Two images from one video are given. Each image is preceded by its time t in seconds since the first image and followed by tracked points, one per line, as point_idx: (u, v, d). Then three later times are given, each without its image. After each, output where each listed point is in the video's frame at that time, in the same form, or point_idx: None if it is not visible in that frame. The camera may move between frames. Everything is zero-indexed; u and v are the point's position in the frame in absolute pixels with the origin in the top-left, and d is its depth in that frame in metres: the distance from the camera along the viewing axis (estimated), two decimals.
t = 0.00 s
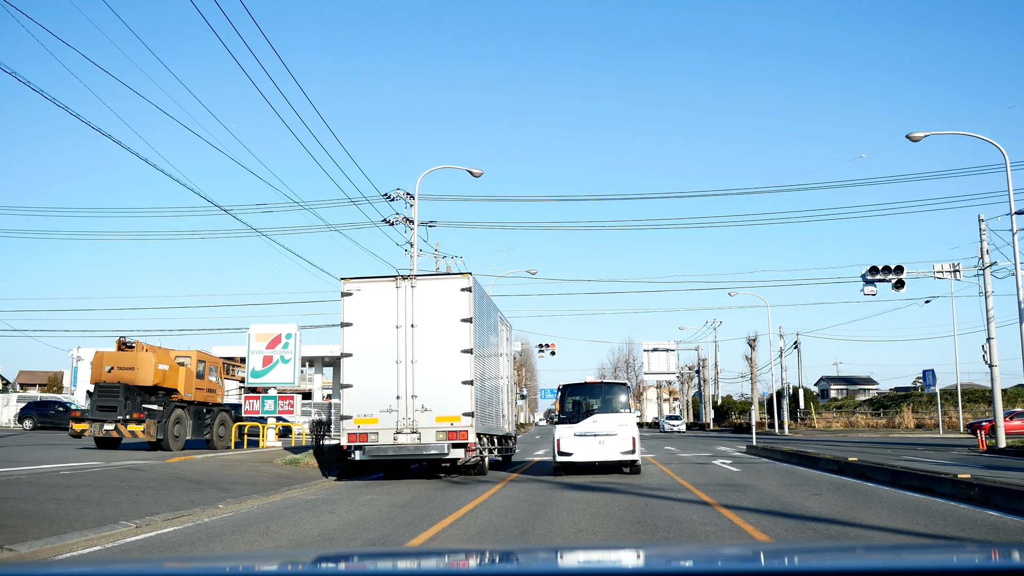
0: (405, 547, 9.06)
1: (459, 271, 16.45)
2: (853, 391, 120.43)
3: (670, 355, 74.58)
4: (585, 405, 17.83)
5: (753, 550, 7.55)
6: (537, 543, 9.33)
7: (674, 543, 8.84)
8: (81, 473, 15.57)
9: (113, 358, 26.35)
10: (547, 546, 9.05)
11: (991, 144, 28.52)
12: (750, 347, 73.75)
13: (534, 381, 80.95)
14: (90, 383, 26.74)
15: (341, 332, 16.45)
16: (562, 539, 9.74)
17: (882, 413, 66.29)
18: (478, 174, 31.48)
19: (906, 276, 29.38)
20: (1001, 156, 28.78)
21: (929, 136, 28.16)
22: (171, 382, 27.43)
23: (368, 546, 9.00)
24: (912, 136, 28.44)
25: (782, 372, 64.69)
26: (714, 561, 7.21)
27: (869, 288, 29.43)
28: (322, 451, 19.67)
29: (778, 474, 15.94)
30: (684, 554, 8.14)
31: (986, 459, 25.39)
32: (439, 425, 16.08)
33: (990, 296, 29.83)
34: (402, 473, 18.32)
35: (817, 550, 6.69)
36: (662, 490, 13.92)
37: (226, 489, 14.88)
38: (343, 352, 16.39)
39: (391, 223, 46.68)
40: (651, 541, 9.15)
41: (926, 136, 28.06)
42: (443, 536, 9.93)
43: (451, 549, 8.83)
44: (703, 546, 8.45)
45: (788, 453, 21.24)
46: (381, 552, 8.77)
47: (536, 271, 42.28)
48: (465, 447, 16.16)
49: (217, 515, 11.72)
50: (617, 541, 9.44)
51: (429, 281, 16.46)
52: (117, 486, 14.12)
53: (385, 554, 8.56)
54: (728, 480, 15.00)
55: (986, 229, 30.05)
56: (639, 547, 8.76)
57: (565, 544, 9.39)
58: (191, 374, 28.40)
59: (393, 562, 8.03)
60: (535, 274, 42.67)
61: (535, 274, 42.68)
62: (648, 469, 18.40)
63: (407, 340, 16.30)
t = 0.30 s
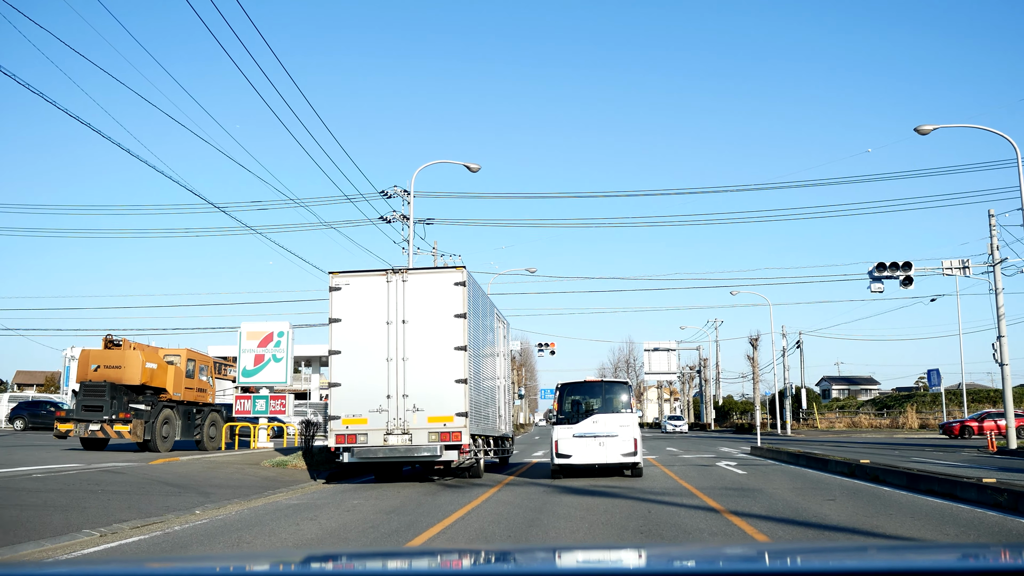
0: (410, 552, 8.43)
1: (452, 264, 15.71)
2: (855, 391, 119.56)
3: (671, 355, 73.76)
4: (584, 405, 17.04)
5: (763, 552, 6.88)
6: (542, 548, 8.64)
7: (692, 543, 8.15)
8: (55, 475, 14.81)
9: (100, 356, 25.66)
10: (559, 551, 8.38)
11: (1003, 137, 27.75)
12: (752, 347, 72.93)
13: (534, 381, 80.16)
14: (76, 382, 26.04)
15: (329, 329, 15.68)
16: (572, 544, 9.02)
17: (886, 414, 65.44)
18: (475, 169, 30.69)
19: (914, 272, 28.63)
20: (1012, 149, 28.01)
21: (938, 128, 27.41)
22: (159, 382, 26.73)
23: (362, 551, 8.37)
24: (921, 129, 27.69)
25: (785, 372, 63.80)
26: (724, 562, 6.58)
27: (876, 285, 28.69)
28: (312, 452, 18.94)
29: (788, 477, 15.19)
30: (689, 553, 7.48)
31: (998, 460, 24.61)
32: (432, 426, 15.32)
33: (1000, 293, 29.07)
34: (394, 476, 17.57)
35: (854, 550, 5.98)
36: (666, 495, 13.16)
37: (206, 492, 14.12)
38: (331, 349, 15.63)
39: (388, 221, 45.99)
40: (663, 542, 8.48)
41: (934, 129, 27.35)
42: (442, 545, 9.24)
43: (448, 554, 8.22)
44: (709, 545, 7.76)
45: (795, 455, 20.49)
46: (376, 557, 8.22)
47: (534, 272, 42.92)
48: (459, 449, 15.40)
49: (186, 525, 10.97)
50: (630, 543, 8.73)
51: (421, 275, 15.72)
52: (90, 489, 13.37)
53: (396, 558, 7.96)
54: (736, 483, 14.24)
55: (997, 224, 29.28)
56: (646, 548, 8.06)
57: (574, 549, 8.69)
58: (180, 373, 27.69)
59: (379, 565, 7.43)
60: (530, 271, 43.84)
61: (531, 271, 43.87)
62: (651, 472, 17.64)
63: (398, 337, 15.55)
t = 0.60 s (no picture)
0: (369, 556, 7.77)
1: (446, 258, 15.02)
2: (856, 391, 118.70)
3: (672, 354, 72.96)
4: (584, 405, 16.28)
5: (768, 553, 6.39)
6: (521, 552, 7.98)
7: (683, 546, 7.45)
8: (28, 479, 14.06)
9: (86, 356, 25.08)
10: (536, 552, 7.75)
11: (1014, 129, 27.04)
12: (754, 346, 72.14)
13: (534, 381, 79.41)
14: (61, 383, 25.43)
15: (317, 325, 14.97)
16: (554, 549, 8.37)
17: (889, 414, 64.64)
18: (472, 164, 29.94)
19: (922, 268, 27.95)
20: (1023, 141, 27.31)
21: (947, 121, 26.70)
22: (147, 382, 26.15)
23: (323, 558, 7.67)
24: (930, 121, 26.96)
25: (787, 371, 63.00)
26: (729, 565, 5.92)
27: (883, 282, 28.00)
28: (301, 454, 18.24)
29: (797, 480, 14.50)
30: (686, 556, 6.82)
31: (1011, 462, 23.90)
32: (424, 427, 14.61)
33: (1010, 290, 28.39)
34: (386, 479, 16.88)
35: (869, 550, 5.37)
36: (671, 501, 12.45)
37: (186, 497, 13.41)
38: (319, 347, 14.92)
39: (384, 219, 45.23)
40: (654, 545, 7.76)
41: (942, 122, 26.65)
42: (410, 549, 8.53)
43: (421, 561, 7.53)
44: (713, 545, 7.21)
45: (802, 457, 19.78)
46: (344, 563, 7.51)
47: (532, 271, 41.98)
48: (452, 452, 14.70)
49: (155, 533, 10.26)
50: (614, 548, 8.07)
51: (413, 269, 15.03)
52: (62, 494, 12.66)
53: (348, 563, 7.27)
54: (743, 487, 13.56)
55: (1006, 218, 28.56)
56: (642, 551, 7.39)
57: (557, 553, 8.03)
58: (169, 373, 27.16)
59: (351, 570, 6.75)
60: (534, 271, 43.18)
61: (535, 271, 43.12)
62: (653, 474, 16.94)
63: (388, 333, 14.85)
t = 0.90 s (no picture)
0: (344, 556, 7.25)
1: (439, 251, 14.36)
2: (858, 391, 117.97)
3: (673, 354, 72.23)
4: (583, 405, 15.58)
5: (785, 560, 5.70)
6: (504, 553, 7.46)
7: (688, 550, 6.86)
8: None
9: (73, 355, 24.74)
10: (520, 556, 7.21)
11: None
12: (756, 346, 71.42)
13: (534, 381, 78.69)
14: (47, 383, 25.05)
15: (304, 321, 14.29)
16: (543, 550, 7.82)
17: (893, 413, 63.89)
18: (468, 158, 29.26)
19: (930, 265, 27.30)
20: None
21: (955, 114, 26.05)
22: (136, 381, 25.86)
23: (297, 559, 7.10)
24: (938, 114, 26.30)
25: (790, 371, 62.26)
26: (733, 565, 5.43)
27: (890, 279, 27.35)
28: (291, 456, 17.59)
29: (807, 483, 13.83)
30: (688, 561, 6.29)
31: None
32: (416, 428, 13.93)
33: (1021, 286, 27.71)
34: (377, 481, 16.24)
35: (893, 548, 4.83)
36: (676, 506, 11.76)
37: (164, 501, 12.72)
38: (306, 344, 14.24)
39: (381, 216, 44.51)
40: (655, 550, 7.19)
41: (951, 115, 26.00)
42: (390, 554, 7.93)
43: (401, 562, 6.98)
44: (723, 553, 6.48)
45: (810, 459, 19.10)
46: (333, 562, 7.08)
47: (534, 269, 41.88)
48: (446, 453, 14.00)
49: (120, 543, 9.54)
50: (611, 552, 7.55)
51: (404, 262, 14.37)
52: (32, 498, 11.96)
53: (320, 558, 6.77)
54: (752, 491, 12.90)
55: (1017, 214, 27.89)
56: (641, 552, 6.79)
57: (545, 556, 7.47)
58: (159, 372, 26.93)
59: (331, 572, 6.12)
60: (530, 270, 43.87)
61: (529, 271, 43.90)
62: (656, 477, 16.25)
63: (378, 330, 14.18)
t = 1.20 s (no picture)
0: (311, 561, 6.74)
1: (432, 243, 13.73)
2: (860, 391, 117.29)
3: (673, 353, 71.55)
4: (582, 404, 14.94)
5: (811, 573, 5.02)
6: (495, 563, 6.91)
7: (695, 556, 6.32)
8: None
9: (58, 353, 24.40)
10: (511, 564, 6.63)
11: None
12: (758, 345, 70.76)
13: (533, 381, 78.02)
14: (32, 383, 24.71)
15: (291, 317, 13.66)
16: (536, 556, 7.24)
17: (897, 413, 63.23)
18: (466, 153, 28.60)
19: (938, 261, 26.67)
20: None
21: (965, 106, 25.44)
22: (124, 380, 25.67)
23: (278, 559, 6.67)
24: (947, 106, 25.67)
25: (792, 370, 61.62)
26: (740, 569, 4.88)
27: (897, 275, 26.72)
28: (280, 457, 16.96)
29: (818, 486, 13.20)
30: (697, 567, 5.67)
31: None
32: (407, 428, 13.30)
33: None
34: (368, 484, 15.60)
35: (940, 553, 4.22)
36: (681, 511, 11.12)
37: (141, 507, 12.06)
38: (293, 340, 13.60)
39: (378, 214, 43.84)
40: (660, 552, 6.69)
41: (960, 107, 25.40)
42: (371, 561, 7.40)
43: (389, 568, 6.32)
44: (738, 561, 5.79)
45: (818, 460, 18.44)
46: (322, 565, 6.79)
47: (533, 266, 40.45)
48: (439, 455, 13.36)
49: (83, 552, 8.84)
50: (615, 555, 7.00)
51: (396, 255, 13.74)
52: None
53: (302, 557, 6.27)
54: (760, 495, 12.28)
55: None
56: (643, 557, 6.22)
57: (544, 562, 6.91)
58: (148, 371, 26.77)
59: None
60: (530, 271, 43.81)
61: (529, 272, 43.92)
62: (659, 479, 15.61)
63: (369, 325, 13.55)
